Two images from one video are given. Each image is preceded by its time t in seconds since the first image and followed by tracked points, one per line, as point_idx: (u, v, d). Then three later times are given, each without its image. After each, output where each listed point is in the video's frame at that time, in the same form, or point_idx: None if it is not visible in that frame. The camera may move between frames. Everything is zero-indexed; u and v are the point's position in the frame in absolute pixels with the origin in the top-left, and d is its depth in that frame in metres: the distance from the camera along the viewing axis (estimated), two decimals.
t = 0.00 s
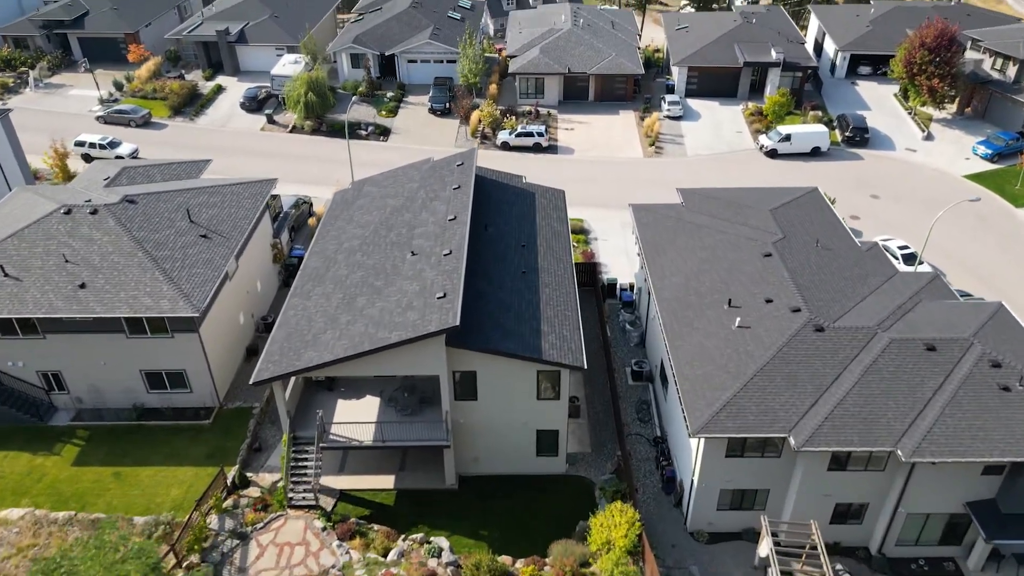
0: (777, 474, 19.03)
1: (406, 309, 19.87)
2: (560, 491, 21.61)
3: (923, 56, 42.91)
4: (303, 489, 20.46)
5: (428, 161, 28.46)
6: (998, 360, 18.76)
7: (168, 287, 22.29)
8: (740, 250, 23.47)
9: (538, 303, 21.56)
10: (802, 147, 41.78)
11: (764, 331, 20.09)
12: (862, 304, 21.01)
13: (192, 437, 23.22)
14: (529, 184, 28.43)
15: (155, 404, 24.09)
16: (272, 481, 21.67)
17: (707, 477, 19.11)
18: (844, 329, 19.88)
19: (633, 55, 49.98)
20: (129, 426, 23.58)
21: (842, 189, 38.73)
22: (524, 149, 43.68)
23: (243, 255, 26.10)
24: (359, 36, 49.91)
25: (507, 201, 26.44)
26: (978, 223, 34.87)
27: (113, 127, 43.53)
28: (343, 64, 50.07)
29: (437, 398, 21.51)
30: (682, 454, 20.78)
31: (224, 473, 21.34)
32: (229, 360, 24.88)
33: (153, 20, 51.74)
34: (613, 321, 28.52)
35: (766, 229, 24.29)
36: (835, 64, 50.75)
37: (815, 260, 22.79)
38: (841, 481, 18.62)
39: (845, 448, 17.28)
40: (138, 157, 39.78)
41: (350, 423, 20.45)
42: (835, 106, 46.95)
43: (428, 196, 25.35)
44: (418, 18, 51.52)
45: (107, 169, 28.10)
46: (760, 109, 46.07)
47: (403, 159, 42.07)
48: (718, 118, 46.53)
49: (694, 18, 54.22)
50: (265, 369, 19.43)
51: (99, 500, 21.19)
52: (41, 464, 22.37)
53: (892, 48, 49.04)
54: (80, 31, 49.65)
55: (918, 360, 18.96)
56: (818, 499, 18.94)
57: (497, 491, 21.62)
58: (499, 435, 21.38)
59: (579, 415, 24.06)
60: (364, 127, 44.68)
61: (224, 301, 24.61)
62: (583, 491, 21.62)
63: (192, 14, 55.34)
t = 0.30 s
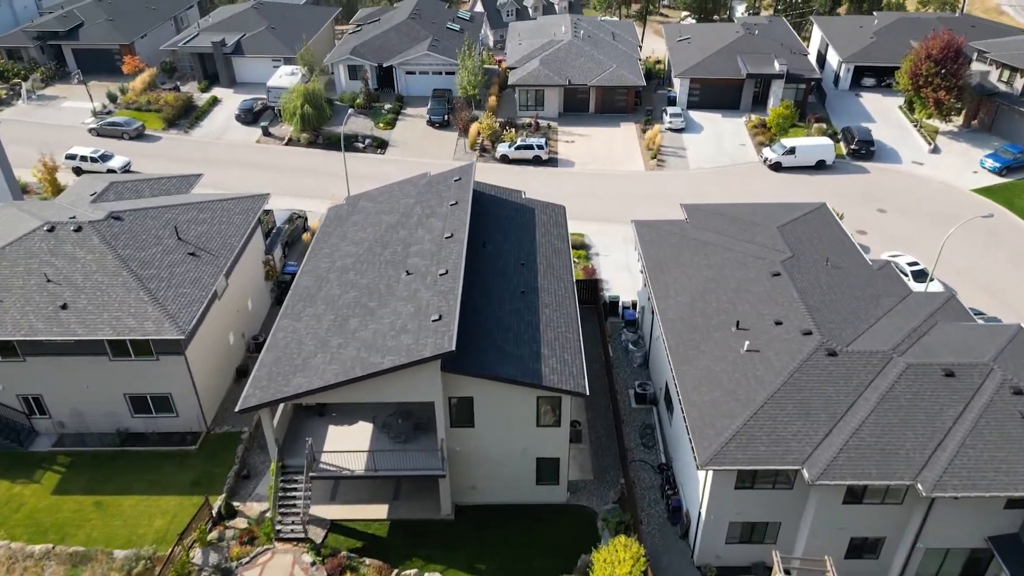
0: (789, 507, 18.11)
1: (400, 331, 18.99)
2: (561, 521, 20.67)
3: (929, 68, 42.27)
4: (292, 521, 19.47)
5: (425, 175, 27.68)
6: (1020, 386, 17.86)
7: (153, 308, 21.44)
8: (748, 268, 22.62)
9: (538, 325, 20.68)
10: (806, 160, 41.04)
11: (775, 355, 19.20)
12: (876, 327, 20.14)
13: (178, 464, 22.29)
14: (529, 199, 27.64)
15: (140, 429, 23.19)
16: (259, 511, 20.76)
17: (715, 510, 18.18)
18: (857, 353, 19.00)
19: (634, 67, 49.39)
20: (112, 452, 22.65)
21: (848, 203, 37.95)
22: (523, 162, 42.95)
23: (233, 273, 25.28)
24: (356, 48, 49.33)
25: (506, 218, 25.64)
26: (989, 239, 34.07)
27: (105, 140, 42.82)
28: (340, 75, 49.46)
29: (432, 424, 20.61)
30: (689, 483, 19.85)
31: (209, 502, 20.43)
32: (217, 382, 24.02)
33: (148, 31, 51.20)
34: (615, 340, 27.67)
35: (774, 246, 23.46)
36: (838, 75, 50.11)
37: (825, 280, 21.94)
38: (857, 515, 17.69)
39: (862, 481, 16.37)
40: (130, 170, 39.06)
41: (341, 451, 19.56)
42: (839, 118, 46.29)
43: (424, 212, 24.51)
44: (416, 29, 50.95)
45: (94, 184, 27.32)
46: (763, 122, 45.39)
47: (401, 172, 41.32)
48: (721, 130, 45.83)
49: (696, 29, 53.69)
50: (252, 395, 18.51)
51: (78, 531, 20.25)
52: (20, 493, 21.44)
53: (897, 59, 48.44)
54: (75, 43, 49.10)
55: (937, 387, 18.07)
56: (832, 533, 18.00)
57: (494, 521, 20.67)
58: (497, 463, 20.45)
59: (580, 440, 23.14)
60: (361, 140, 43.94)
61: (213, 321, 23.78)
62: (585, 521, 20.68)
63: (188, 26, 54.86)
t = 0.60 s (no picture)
0: (802, 542, 17.18)
1: (394, 357, 18.12)
2: (561, 554, 19.72)
3: (936, 80, 41.62)
4: (279, 556, 18.56)
5: (421, 190, 26.89)
6: None
7: (137, 331, 20.59)
8: (755, 289, 21.78)
9: (538, 348, 19.82)
10: (811, 173, 40.29)
11: (786, 381, 18.33)
12: (891, 351, 19.29)
13: (162, 493, 21.39)
14: (528, 215, 26.85)
15: (124, 456, 22.30)
16: (246, 544, 19.84)
17: (724, 546, 17.25)
18: (873, 380, 18.12)
19: (635, 78, 48.78)
20: (94, 480, 21.75)
21: (854, 218, 37.18)
22: (523, 176, 42.21)
23: (223, 292, 24.45)
24: (354, 59, 48.73)
25: (505, 235, 24.83)
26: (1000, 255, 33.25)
27: (98, 153, 42.10)
28: (337, 87, 48.85)
29: (427, 453, 19.70)
30: (696, 515, 18.91)
31: (193, 535, 19.51)
32: (205, 406, 23.17)
33: (144, 43, 50.65)
34: (618, 360, 26.79)
35: (783, 265, 22.63)
36: (842, 87, 49.47)
37: (836, 302, 21.10)
38: (874, 552, 16.75)
39: (881, 519, 15.46)
40: (122, 184, 38.33)
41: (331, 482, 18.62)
42: (844, 130, 45.60)
43: (421, 229, 23.70)
44: (415, 41, 50.39)
45: (81, 200, 26.56)
46: (767, 134, 44.68)
47: (398, 185, 40.56)
48: (724, 143, 45.12)
49: (698, 41, 53.13)
50: (237, 425, 17.61)
51: (56, 566, 19.30)
52: None
53: (901, 71, 47.84)
54: (69, 54, 48.50)
55: (957, 416, 17.18)
56: (847, 570, 17.07)
57: (492, 555, 19.73)
58: (495, 494, 19.53)
59: (582, 467, 22.21)
60: (358, 152, 43.23)
61: (202, 343, 22.94)
62: (587, 554, 19.75)
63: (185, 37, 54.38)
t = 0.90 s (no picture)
0: None
1: (386, 389, 17.14)
2: None
3: (943, 94, 40.88)
4: None
5: (417, 209, 26.01)
6: None
7: (118, 359, 19.64)
8: (765, 314, 20.83)
9: (538, 378, 18.84)
10: (817, 189, 39.44)
11: (800, 415, 17.35)
12: (909, 382, 18.32)
13: (143, 529, 20.36)
14: (528, 235, 25.96)
15: (104, 488, 21.27)
16: None
17: None
18: (892, 414, 17.14)
19: (637, 92, 48.09)
20: (73, 515, 20.73)
21: (862, 236, 36.30)
22: (523, 191, 41.37)
23: (210, 315, 23.51)
24: (351, 73, 48.07)
25: (504, 256, 23.92)
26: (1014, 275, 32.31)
27: (90, 168, 41.29)
28: (334, 101, 48.14)
29: (421, 488, 18.69)
30: (706, 556, 17.88)
31: None
32: (190, 436, 22.18)
33: (139, 56, 50.02)
34: (621, 385, 25.80)
35: (793, 289, 21.70)
36: (847, 101, 48.76)
37: (850, 329, 20.17)
38: None
39: (904, 566, 14.40)
40: (112, 200, 37.49)
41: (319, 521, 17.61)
42: (849, 145, 44.82)
43: (416, 250, 22.79)
44: (413, 54, 49.74)
45: (65, 219, 25.67)
46: (771, 149, 43.90)
47: (396, 202, 39.72)
48: (727, 158, 44.33)
49: (700, 54, 52.49)
50: (219, 462, 16.58)
51: None
52: None
53: (907, 85, 47.15)
54: (62, 68, 47.83)
55: (982, 454, 16.13)
56: None
57: None
58: (493, 532, 18.50)
59: (584, 501, 21.18)
60: (355, 167, 42.42)
61: (187, 370, 21.98)
62: None
63: (181, 50, 53.74)
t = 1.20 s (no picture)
0: None
1: (378, 422, 16.28)
2: None
3: (950, 108, 40.21)
4: None
5: (414, 228, 25.24)
6: None
7: (99, 387, 18.79)
8: (775, 339, 20.00)
9: (538, 407, 17.98)
10: (822, 205, 38.70)
11: (814, 448, 16.49)
12: (927, 414, 17.45)
13: (125, 564, 19.45)
14: (528, 254, 25.18)
15: (85, 521, 20.36)
16: None
17: None
18: (911, 448, 16.28)
19: (638, 106, 47.48)
20: (52, 549, 19.82)
21: (869, 253, 35.50)
22: (523, 206, 40.62)
23: (199, 338, 22.68)
24: (349, 86, 47.47)
25: (503, 277, 23.12)
26: None
27: (82, 183, 40.57)
28: (332, 114, 47.52)
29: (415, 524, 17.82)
30: None
31: None
32: (175, 464, 21.28)
33: (134, 69, 49.45)
34: (623, 409, 24.94)
35: (803, 313, 20.88)
36: (851, 114, 48.15)
37: (863, 356, 19.34)
38: None
39: None
40: (104, 216, 36.73)
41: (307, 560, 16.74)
42: (854, 159, 44.14)
43: (412, 271, 21.98)
44: (411, 67, 49.18)
45: (51, 238, 24.91)
46: (775, 163, 43.21)
47: (393, 217, 38.98)
48: (730, 172, 43.65)
49: (701, 67, 51.94)
50: (201, 499, 15.69)
51: None
52: None
53: (911, 98, 46.53)
54: (56, 81, 47.22)
55: (1006, 489, 15.10)
56: None
57: None
58: (490, 570, 17.59)
59: (586, 533, 20.29)
60: (352, 182, 41.72)
61: (173, 396, 21.13)
62: None
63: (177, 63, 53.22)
